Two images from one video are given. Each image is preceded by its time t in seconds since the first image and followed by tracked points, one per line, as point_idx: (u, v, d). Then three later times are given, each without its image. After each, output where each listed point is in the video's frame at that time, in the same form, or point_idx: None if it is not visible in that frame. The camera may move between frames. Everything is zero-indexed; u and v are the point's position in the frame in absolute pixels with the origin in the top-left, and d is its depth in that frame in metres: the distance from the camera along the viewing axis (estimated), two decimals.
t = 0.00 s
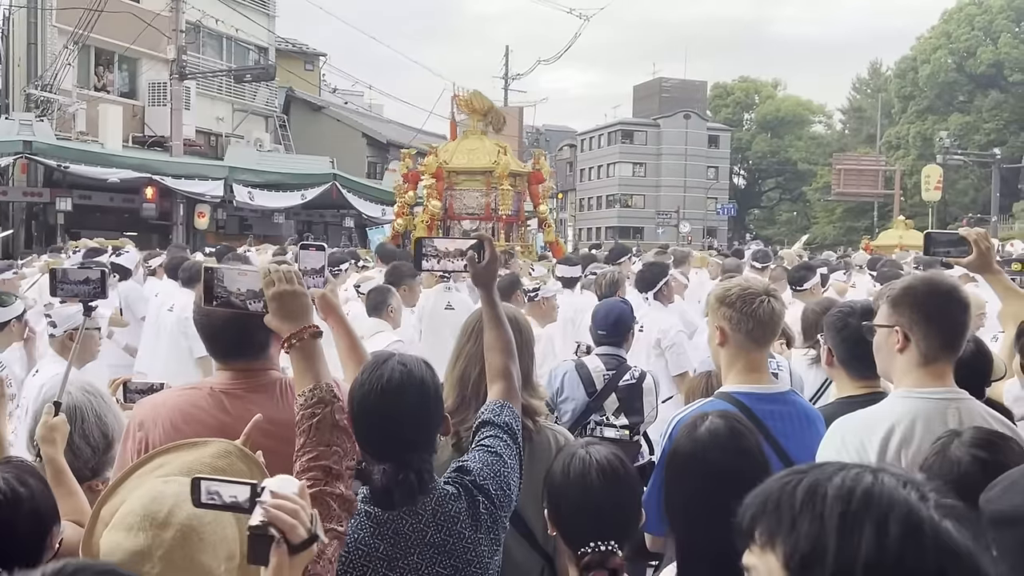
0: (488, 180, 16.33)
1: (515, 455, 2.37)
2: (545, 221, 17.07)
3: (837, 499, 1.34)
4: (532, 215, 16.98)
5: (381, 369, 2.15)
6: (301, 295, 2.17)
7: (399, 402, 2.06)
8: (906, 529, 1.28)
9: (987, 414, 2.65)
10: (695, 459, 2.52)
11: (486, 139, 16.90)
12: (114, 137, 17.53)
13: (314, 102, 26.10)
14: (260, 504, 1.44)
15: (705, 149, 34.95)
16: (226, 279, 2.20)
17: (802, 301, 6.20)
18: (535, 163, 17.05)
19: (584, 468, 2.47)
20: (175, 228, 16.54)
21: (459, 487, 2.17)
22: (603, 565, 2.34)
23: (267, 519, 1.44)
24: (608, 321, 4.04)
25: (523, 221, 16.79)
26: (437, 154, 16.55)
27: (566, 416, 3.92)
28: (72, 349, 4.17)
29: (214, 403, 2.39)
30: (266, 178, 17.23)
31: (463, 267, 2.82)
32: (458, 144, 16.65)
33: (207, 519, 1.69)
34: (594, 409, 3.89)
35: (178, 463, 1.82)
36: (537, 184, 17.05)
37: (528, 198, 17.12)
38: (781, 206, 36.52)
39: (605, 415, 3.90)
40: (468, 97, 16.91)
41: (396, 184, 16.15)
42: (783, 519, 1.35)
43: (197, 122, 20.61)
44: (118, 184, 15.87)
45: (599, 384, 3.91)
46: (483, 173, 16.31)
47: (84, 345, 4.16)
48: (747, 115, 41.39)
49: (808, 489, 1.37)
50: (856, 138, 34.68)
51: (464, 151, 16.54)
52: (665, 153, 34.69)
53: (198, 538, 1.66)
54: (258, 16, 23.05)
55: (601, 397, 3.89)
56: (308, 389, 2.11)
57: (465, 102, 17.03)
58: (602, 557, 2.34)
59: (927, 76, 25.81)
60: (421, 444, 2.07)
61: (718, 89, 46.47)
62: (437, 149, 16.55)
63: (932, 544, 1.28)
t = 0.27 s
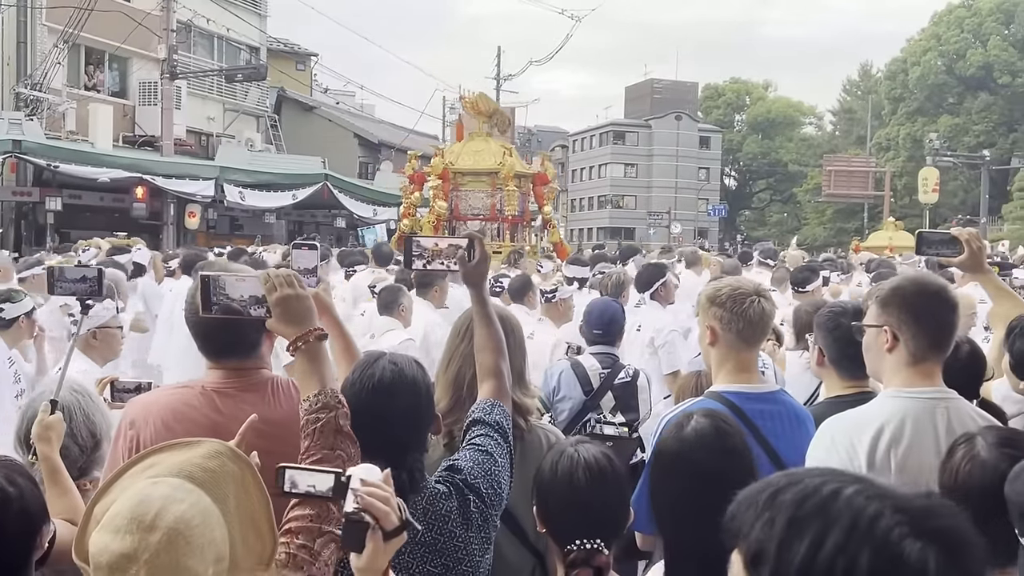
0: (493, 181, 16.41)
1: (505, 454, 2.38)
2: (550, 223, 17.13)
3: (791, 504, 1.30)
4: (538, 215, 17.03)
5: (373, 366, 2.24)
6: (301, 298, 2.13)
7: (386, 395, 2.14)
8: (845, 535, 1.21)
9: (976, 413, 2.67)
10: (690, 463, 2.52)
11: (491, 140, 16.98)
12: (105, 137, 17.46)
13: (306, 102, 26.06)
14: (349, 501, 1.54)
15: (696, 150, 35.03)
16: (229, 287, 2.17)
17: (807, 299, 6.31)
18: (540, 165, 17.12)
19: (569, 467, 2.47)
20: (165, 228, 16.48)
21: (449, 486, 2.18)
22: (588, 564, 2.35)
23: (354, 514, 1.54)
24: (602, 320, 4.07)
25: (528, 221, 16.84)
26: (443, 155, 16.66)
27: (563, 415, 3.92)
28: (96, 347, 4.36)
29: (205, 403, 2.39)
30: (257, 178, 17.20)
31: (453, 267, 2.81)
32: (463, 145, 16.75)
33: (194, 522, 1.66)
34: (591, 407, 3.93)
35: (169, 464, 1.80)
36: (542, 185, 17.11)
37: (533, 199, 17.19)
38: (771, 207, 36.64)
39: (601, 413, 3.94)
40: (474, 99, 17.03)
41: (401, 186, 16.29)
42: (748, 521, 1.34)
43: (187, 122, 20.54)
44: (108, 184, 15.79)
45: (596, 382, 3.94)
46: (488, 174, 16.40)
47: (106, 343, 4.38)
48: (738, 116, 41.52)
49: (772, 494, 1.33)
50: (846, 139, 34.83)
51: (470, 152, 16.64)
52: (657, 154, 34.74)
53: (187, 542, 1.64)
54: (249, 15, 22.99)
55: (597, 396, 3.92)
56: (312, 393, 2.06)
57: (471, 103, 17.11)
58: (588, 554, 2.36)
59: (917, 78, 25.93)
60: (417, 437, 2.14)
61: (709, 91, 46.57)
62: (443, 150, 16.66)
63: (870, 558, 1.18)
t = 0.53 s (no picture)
0: (498, 182, 16.36)
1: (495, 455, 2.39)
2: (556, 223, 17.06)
3: (742, 506, 1.29)
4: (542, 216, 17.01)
5: (363, 367, 2.29)
6: (301, 302, 2.07)
7: (377, 395, 2.20)
8: (787, 541, 1.20)
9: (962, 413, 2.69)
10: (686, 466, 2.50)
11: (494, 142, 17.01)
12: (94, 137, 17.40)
13: (297, 102, 26.00)
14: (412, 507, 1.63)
15: (687, 151, 35.14)
16: (230, 294, 2.16)
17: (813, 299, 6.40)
18: (545, 166, 17.08)
19: (555, 468, 2.46)
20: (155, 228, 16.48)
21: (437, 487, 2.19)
22: (574, 564, 2.36)
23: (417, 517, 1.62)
24: (592, 320, 4.10)
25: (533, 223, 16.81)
26: (447, 157, 16.65)
27: (560, 416, 3.91)
28: (128, 348, 4.36)
29: (194, 403, 2.38)
30: (248, 178, 17.12)
31: (441, 267, 2.77)
32: (468, 147, 16.72)
33: (182, 526, 1.65)
34: (587, 407, 3.93)
35: (159, 466, 1.79)
36: (545, 186, 17.11)
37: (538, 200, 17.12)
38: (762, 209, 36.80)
39: (598, 413, 3.94)
40: (478, 101, 17.03)
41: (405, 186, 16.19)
42: (702, 523, 1.33)
43: (178, 121, 20.48)
44: (97, 184, 15.72)
45: (591, 383, 3.95)
46: (493, 175, 16.36)
47: (137, 343, 4.39)
48: (729, 117, 41.63)
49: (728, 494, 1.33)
50: (837, 140, 35.03)
51: (474, 153, 16.59)
52: (648, 155, 34.80)
53: (175, 547, 1.63)
54: (240, 14, 22.93)
55: (593, 396, 3.93)
56: (309, 398, 2.04)
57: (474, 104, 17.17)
58: (574, 556, 2.37)
59: (906, 80, 26.04)
60: (409, 437, 2.22)
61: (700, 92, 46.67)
62: (447, 152, 16.67)
63: (812, 561, 1.17)
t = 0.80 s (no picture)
0: (501, 183, 16.89)
1: (487, 453, 2.42)
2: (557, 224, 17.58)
3: (692, 496, 1.30)
4: (545, 215, 17.46)
5: (357, 364, 2.31)
6: (299, 302, 2.05)
7: (372, 393, 2.21)
8: (735, 530, 1.20)
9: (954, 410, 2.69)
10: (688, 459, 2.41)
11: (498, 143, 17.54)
12: (83, 136, 17.32)
13: (287, 101, 25.96)
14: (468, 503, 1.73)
15: (677, 152, 35.25)
16: (228, 293, 2.13)
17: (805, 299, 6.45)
18: (547, 168, 17.59)
19: (540, 466, 2.46)
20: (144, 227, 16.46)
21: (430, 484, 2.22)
22: (558, 562, 2.28)
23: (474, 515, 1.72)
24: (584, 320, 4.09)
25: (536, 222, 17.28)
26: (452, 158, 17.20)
27: (556, 415, 3.89)
28: (151, 346, 4.32)
29: (184, 401, 2.36)
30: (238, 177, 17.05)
31: (433, 267, 2.77)
32: (472, 149, 17.27)
33: (174, 523, 1.64)
34: (581, 406, 3.90)
35: (151, 463, 1.77)
36: (548, 187, 17.59)
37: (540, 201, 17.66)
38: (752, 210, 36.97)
39: (592, 412, 3.92)
40: (482, 103, 17.60)
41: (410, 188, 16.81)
42: (656, 513, 1.35)
43: (167, 120, 20.40)
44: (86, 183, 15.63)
45: (585, 382, 3.94)
46: (496, 176, 16.89)
47: (160, 342, 4.35)
48: (719, 118, 41.77)
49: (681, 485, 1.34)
50: (827, 142, 35.21)
51: (478, 155, 17.15)
52: (638, 156, 34.87)
53: (167, 544, 1.61)
54: (230, 13, 22.88)
55: (587, 395, 3.91)
56: (308, 397, 2.02)
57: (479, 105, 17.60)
58: (558, 553, 2.29)
59: (895, 81, 26.17)
60: (402, 433, 2.23)
61: (690, 93, 46.80)
62: (452, 153, 17.22)
63: (759, 552, 1.16)
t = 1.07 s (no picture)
0: (503, 184, 16.93)
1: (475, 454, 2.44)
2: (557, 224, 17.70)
3: (656, 500, 1.28)
4: (546, 216, 17.78)
5: (346, 363, 2.30)
6: (295, 304, 2.04)
7: (363, 392, 2.20)
8: (705, 533, 1.19)
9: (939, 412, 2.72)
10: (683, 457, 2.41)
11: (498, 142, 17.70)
12: (70, 135, 17.23)
13: (276, 101, 25.89)
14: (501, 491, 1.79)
15: (666, 152, 35.33)
16: (223, 294, 2.13)
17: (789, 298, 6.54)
18: (549, 169, 17.65)
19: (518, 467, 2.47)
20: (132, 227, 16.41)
21: (419, 485, 2.27)
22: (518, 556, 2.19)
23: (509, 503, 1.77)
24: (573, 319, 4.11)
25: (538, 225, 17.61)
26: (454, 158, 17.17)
27: (544, 415, 3.89)
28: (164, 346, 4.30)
29: (173, 402, 2.36)
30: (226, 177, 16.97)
31: (425, 269, 2.77)
32: (474, 149, 17.26)
33: (163, 525, 1.63)
34: (568, 407, 3.92)
35: (143, 463, 1.77)
36: (549, 188, 17.66)
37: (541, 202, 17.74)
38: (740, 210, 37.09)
39: (580, 412, 3.93)
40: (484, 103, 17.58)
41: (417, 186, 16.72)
42: (615, 519, 1.32)
43: (155, 119, 20.31)
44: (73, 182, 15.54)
45: (573, 382, 3.96)
46: (498, 177, 16.94)
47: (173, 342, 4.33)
48: (708, 119, 41.85)
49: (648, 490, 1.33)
50: (815, 143, 35.37)
51: (481, 156, 17.16)
52: (627, 156, 34.92)
53: (155, 545, 1.61)
54: (218, 13, 22.81)
55: (576, 395, 3.93)
56: (302, 399, 2.00)
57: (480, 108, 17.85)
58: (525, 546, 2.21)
59: (883, 82, 26.29)
60: (387, 436, 2.22)
61: (679, 93, 46.89)
62: (454, 154, 17.18)
63: (731, 555, 1.16)
